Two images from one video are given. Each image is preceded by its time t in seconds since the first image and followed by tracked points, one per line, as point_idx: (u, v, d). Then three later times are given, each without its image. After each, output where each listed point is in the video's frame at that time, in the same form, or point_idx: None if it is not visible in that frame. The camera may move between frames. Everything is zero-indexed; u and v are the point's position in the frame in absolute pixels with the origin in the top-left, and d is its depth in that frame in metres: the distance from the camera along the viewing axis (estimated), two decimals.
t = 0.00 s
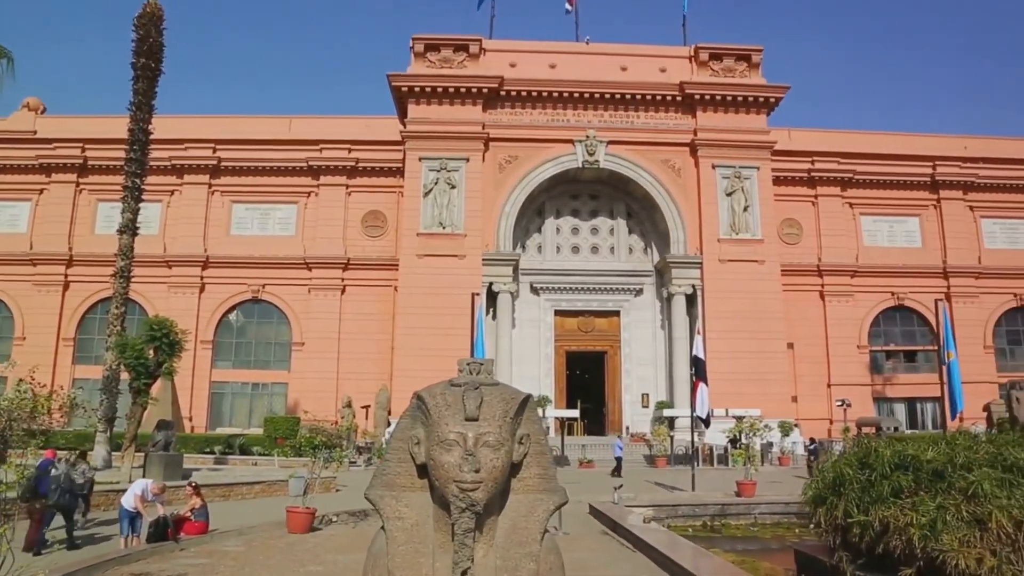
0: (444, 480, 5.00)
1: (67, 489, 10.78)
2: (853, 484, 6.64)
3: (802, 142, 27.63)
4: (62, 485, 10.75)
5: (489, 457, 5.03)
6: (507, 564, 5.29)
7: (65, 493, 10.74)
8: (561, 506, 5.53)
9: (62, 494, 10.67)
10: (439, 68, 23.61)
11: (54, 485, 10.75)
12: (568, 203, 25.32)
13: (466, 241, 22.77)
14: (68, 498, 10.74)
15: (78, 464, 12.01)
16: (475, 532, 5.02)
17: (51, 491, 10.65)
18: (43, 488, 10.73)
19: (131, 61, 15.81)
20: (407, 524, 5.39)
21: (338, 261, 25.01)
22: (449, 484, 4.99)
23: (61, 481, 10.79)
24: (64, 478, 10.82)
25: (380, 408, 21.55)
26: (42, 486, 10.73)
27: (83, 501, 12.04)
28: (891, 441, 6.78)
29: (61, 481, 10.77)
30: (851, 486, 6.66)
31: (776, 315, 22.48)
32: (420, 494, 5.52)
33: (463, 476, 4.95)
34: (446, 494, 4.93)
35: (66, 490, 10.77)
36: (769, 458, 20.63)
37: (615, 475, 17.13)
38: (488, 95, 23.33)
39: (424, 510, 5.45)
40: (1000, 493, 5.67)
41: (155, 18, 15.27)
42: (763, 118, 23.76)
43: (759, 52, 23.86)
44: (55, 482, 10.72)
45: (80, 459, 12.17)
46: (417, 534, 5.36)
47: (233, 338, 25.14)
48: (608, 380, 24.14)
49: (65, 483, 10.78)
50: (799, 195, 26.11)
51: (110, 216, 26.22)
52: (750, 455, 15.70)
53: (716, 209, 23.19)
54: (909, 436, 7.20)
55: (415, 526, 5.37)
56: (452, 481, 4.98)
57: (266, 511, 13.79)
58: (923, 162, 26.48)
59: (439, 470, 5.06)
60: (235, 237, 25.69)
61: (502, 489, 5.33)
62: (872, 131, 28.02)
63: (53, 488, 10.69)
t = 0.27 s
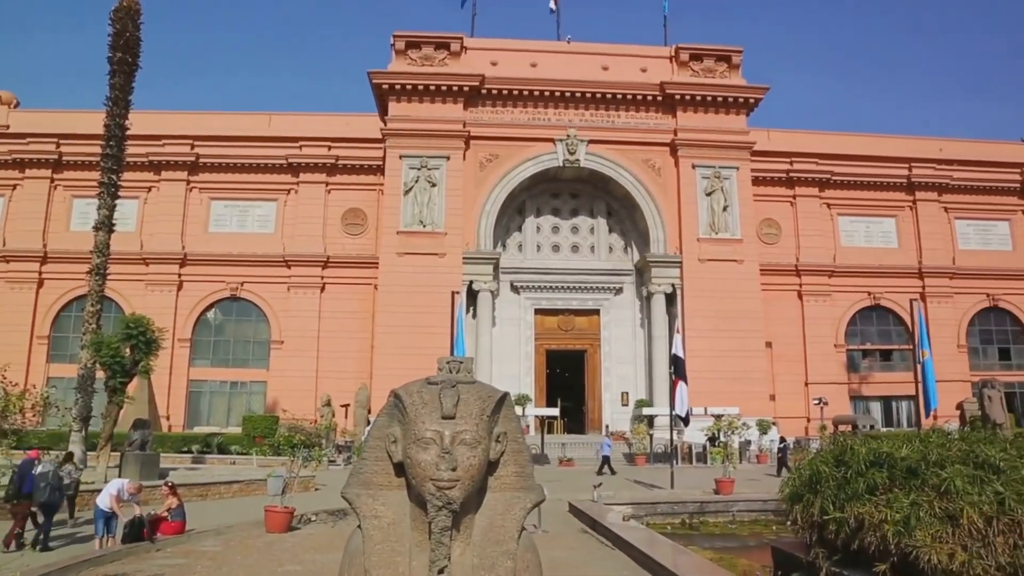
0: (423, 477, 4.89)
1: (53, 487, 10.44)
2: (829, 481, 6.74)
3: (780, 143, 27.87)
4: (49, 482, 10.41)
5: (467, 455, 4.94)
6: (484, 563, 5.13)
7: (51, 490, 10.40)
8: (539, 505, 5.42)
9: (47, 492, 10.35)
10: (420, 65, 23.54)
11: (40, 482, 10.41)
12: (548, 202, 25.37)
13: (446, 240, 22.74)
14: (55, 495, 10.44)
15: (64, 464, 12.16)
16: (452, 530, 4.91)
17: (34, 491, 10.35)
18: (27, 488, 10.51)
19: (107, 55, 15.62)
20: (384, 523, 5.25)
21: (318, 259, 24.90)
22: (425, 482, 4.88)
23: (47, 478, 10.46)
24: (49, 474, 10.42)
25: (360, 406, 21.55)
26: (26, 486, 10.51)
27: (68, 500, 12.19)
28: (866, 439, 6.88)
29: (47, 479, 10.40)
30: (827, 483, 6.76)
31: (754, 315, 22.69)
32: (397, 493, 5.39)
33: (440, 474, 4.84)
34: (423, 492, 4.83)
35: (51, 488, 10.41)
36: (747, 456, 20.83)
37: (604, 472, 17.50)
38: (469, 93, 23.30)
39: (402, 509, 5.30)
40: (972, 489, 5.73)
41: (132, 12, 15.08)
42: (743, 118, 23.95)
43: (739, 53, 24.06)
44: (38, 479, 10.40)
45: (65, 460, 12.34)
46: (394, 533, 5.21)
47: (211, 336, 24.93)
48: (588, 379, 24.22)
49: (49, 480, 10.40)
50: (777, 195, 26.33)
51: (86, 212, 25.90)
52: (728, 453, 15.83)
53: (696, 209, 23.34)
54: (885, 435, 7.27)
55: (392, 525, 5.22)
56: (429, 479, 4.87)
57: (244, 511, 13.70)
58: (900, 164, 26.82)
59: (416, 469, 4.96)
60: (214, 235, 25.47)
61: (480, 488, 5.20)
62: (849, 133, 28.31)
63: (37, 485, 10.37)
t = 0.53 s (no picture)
0: (399, 476, 4.72)
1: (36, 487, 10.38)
2: (806, 478, 6.81)
3: (759, 143, 28.11)
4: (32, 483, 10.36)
5: (444, 452, 4.77)
6: (460, 560, 4.96)
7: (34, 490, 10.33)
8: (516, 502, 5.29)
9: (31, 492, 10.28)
10: (401, 62, 23.45)
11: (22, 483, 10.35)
12: (529, 200, 25.40)
13: (426, 238, 22.70)
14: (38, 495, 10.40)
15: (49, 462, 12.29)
16: (428, 528, 4.76)
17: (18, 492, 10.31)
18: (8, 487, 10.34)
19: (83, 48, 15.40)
20: (360, 521, 5.05)
21: (297, 256, 24.75)
22: (401, 480, 4.72)
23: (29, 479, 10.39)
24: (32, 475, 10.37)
25: (339, 404, 21.41)
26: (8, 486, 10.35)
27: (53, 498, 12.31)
28: (843, 436, 6.94)
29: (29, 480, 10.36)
30: (804, 480, 6.82)
31: (733, 313, 22.88)
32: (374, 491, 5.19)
33: (416, 472, 4.68)
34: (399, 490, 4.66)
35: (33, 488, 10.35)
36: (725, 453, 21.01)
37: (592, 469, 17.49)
38: (450, 91, 23.24)
39: (379, 507, 5.10)
40: (944, 485, 5.78)
41: (108, 5, 14.88)
42: (722, 118, 24.14)
43: (719, 54, 24.23)
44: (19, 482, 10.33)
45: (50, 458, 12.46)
46: (371, 532, 5.01)
47: (188, 334, 24.70)
48: (568, 377, 24.29)
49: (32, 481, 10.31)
50: (756, 195, 26.53)
51: (60, 208, 25.54)
52: (706, 451, 15.93)
53: (675, 208, 23.48)
54: (862, 432, 7.27)
55: (368, 524, 5.03)
56: (406, 477, 4.71)
57: (221, 510, 13.59)
58: (876, 165, 27.14)
59: (392, 467, 4.78)
60: (191, 232, 25.22)
61: (457, 486, 5.05)
62: (827, 134, 28.60)
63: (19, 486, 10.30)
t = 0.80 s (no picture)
0: (376, 474, 4.50)
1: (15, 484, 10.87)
2: (783, 475, 6.86)
3: (738, 143, 28.32)
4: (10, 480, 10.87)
5: (422, 450, 4.57)
6: (438, 559, 4.75)
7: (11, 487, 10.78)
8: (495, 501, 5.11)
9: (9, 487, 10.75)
10: (381, 59, 23.35)
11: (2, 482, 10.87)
12: (509, 198, 25.42)
13: (406, 235, 22.63)
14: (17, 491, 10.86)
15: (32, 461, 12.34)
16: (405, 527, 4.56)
17: None
18: None
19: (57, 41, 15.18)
20: (337, 520, 4.80)
21: (275, 253, 24.58)
22: (378, 478, 4.50)
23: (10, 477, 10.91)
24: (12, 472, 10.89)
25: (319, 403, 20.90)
26: None
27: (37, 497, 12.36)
28: (820, 433, 6.97)
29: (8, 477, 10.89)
30: (780, 477, 6.88)
31: (711, 312, 23.06)
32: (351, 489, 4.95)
33: (393, 469, 4.47)
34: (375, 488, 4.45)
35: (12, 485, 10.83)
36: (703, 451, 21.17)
37: (577, 468, 17.61)
38: (431, 88, 23.17)
39: (357, 504, 4.85)
40: (918, 482, 5.88)
41: None
42: (702, 118, 24.30)
43: (699, 53, 24.38)
44: None
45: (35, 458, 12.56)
46: (348, 531, 4.76)
47: (165, 331, 24.46)
48: (547, 374, 24.33)
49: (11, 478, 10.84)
50: (735, 194, 26.73)
51: (34, 204, 25.16)
52: (684, 449, 16.02)
53: (655, 207, 23.58)
54: (839, 429, 7.37)
55: (345, 522, 4.77)
56: (382, 475, 4.49)
57: (197, 509, 13.47)
58: (853, 165, 27.45)
59: (369, 465, 4.56)
60: (168, 228, 24.96)
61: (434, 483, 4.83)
62: (806, 134, 28.88)
63: None
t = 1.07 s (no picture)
0: (353, 472, 4.40)
1: None
2: (760, 472, 6.91)
3: (718, 142, 28.50)
4: None
5: (399, 447, 4.47)
6: (415, 557, 4.67)
7: None
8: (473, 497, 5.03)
9: None
10: (362, 55, 23.23)
11: None
12: (489, 196, 25.40)
13: (386, 233, 22.54)
14: None
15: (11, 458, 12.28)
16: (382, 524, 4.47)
17: None
18: None
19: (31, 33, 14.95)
20: (313, 518, 4.72)
21: (254, 250, 24.39)
22: (355, 476, 4.40)
23: None
24: None
25: (296, 401, 20.84)
26: None
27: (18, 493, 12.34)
28: (798, 431, 7.04)
29: None
30: (758, 475, 6.92)
31: (691, 310, 23.21)
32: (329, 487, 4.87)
33: (370, 467, 4.37)
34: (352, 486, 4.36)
35: None
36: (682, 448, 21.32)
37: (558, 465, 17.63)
38: (411, 85, 23.10)
39: (334, 503, 4.77)
40: (893, 478, 5.97)
41: None
42: (682, 117, 24.45)
43: (679, 53, 24.51)
44: None
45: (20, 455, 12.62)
46: (324, 530, 4.68)
47: (142, 328, 24.19)
48: (527, 372, 24.36)
49: None
50: (715, 193, 26.90)
51: (6, 199, 24.76)
52: (663, 446, 16.10)
53: (635, 205, 23.68)
54: (815, 427, 7.44)
55: (322, 521, 4.69)
56: (359, 473, 4.40)
57: (173, 508, 13.33)
58: (831, 165, 27.74)
59: (345, 463, 4.46)
60: (145, 224, 24.67)
61: (412, 480, 4.74)
62: (784, 134, 29.14)
63: None
